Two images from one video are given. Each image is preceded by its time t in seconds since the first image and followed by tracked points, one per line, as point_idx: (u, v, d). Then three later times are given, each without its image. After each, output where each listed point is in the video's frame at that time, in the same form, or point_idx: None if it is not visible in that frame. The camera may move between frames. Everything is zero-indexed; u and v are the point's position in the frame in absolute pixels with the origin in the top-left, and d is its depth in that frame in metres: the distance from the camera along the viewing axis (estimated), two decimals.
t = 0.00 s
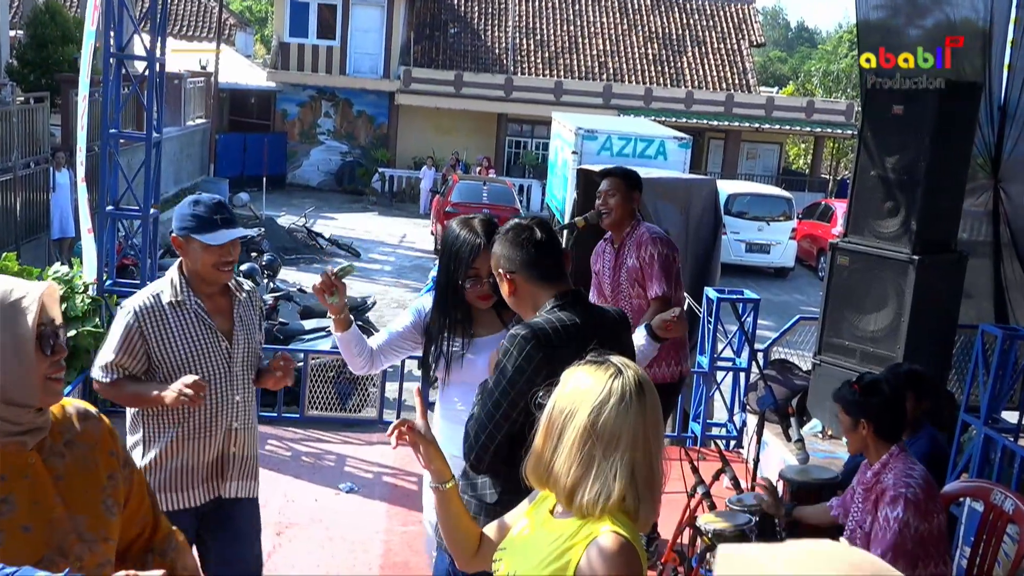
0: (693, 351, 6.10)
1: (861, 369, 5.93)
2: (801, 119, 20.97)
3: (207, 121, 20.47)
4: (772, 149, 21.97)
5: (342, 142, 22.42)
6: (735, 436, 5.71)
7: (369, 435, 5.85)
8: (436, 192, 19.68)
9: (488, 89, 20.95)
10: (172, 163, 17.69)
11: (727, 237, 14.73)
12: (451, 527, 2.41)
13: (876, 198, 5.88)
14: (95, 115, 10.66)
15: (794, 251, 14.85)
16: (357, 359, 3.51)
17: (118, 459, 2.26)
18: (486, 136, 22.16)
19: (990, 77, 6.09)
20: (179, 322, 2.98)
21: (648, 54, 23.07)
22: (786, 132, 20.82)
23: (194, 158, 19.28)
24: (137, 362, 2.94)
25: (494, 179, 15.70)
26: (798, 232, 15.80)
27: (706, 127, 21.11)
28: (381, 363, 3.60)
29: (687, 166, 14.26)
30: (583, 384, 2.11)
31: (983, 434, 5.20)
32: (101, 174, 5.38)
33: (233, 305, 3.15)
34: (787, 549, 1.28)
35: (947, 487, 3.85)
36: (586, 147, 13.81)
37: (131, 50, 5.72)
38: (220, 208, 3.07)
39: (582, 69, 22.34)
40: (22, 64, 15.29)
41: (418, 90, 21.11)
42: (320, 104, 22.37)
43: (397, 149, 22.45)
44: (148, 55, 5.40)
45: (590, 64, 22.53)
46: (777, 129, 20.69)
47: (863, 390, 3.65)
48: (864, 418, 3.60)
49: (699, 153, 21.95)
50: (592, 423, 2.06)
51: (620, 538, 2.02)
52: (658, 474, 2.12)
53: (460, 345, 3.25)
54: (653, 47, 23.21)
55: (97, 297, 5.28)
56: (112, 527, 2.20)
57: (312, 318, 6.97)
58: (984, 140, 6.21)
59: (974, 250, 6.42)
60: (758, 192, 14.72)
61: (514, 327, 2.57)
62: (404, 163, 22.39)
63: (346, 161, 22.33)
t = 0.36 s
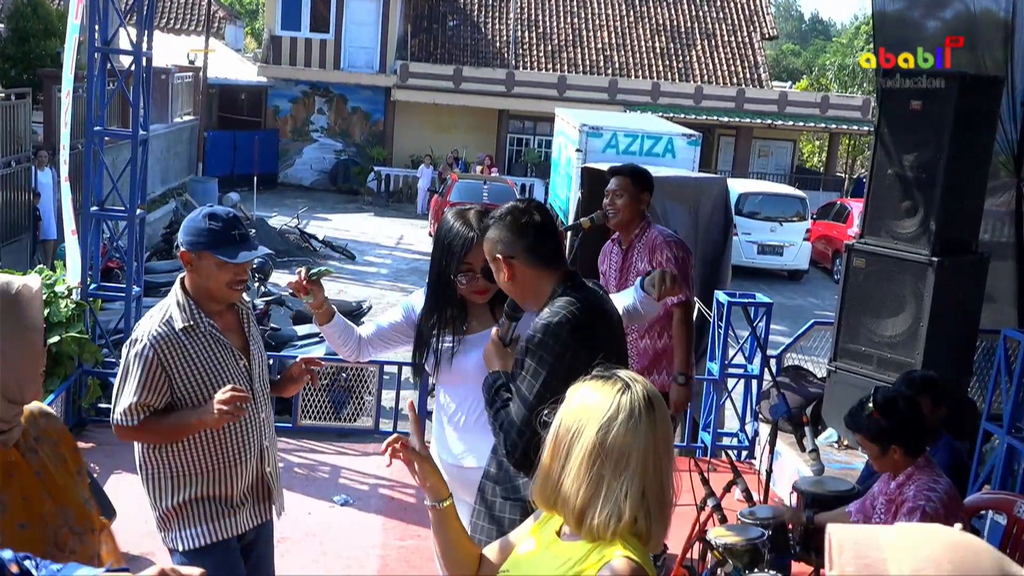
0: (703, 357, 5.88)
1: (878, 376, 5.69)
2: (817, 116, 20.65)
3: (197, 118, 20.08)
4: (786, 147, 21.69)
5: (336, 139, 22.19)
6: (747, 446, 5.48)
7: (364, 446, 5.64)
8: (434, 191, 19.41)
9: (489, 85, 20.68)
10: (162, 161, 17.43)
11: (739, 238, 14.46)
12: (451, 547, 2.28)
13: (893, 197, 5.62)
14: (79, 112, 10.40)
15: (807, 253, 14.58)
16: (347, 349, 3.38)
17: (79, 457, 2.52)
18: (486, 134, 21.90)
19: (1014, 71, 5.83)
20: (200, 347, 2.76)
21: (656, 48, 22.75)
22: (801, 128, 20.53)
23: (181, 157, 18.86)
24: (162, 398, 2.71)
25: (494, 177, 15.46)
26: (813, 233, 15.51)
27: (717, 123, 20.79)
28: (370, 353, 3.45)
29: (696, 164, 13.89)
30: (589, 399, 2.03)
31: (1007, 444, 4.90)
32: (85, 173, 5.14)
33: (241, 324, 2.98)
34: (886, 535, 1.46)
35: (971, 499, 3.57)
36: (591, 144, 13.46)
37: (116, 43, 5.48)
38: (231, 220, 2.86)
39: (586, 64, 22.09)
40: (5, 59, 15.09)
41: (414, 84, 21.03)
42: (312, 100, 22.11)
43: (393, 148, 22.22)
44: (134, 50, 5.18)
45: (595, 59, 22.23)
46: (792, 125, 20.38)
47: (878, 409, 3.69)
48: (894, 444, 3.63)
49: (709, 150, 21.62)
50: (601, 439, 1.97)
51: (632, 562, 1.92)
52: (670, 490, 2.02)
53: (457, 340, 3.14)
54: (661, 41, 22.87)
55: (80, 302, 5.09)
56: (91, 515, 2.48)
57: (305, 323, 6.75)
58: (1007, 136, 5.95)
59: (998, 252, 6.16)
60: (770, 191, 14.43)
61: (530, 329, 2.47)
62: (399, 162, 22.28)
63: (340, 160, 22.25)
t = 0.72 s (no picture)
0: (709, 364, 5.68)
1: (894, 384, 5.47)
2: (831, 113, 20.48)
3: (181, 114, 19.67)
4: (797, 145, 21.44)
5: (328, 138, 21.94)
6: (756, 457, 5.28)
7: (358, 458, 5.45)
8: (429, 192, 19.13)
9: (488, 81, 20.45)
10: (148, 160, 17.11)
11: (748, 241, 14.24)
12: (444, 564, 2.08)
13: (908, 198, 5.39)
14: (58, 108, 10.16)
15: (819, 256, 14.33)
16: (332, 351, 3.19)
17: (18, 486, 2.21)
18: (485, 132, 21.67)
19: None
20: (190, 363, 2.54)
21: (662, 42, 22.48)
22: (815, 126, 20.28)
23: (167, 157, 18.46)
24: (149, 423, 2.47)
25: (492, 177, 15.20)
26: (826, 235, 15.25)
27: (725, 120, 20.54)
28: (358, 359, 3.22)
29: (703, 163, 13.48)
30: (597, 417, 1.91)
31: None
32: (66, 173, 4.95)
33: (227, 336, 2.77)
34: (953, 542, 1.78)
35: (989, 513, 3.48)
36: (594, 142, 13.30)
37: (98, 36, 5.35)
38: (213, 224, 2.66)
39: (589, 59, 21.65)
40: None
41: (409, 80, 20.72)
42: (303, 97, 21.88)
43: (387, 146, 21.93)
44: (116, 43, 4.96)
45: (598, 53, 21.92)
46: (802, 123, 20.13)
47: (895, 432, 3.39)
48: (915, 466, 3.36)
49: (717, 148, 21.34)
50: (611, 460, 1.85)
51: None
52: (680, 513, 1.92)
53: (455, 358, 2.95)
54: (667, 35, 22.61)
55: (60, 308, 4.91)
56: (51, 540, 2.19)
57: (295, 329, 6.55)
58: None
59: (1016, 256, 5.94)
60: (781, 192, 14.17)
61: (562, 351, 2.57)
62: (394, 160, 22.01)
63: (332, 159, 21.94)
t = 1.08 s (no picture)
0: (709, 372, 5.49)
1: (902, 394, 5.27)
2: (838, 112, 20.25)
3: (160, 112, 19.37)
4: (802, 145, 21.26)
5: (313, 138, 21.72)
6: (758, 470, 5.09)
7: (344, 471, 5.26)
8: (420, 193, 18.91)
9: (482, 78, 20.26)
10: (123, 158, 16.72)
11: (751, 244, 14.04)
12: None
13: (917, 200, 5.18)
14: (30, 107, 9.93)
15: (825, 259, 14.12)
16: (314, 342, 2.99)
17: None
18: (478, 131, 21.49)
19: None
20: (170, 370, 2.40)
21: (661, 38, 22.26)
22: (820, 125, 20.08)
23: (142, 156, 18.06)
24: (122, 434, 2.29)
25: (484, 177, 14.99)
26: (832, 238, 15.04)
27: (727, 120, 20.34)
28: (335, 358, 3.05)
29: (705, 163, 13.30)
30: (592, 431, 1.80)
31: None
32: (40, 173, 4.76)
33: (205, 346, 2.64)
34: None
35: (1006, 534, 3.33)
36: (591, 142, 13.10)
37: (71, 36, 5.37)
38: (203, 226, 2.53)
39: (586, 57, 21.47)
40: None
41: (399, 78, 20.50)
42: (287, 95, 21.62)
43: (376, 146, 21.69)
44: (93, 40, 4.77)
45: (596, 50, 21.71)
46: (806, 122, 19.93)
47: (912, 442, 3.02)
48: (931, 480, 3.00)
49: (719, 148, 21.14)
50: (606, 476, 1.74)
51: None
52: (677, 537, 1.80)
53: (434, 357, 2.77)
54: (667, 31, 22.39)
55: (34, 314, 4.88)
56: None
57: (280, 338, 6.37)
58: None
59: None
60: (787, 195, 13.94)
61: (559, 357, 2.37)
62: (383, 160, 21.76)
63: (317, 159, 21.71)
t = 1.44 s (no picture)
0: (712, 372, 5.39)
1: (908, 394, 5.17)
2: (845, 106, 20.08)
3: (150, 107, 19.20)
4: (806, 140, 21.12)
5: (307, 133, 21.59)
6: (763, 472, 4.98)
7: (339, 474, 5.17)
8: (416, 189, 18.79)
9: (479, 72, 20.12)
10: (112, 154, 16.56)
11: (755, 241, 13.90)
12: None
13: (925, 196, 5.07)
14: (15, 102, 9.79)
15: (831, 257, 14.01)
16: (307, 343, 2.85)
17: None
18: (475, 125, 21.37)
19: None
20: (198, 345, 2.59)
21: (664, 31, 22.09)
22: (824, 119, 19.94)
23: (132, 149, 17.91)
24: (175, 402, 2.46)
25: (482, 174, 14.88)
26: (838, 235, 14.92)
27: (730, 114, 20.21)
28: (325, 355, 2.93)
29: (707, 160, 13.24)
30: (592, 439, 1.72)
31: None
32: (26, 170, 4.65)
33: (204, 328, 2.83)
34: None
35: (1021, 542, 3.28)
36: (592, 137, 12.97)
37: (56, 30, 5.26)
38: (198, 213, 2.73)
39: (585, 49, 21.33)
40: None
41: (394, 71, 20.36)
42: (280, 88, 21.48)
43: (371, 141, 21.57)
44: (81, 33, 4.65)
45: (595, 43, 21.55)
46: (811, 116, 19.78)
47: (920, 441, 2.88)
48: (943, 481, 2.87)
49: (722, 143, 21.01)
50: (608, 486, 1.67)
51: None
52: (681, 542, 1.75)
53: (423, 362, 2.67)
54: (669, 23, 22.22)
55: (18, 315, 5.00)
56: None
57: (273, 337, 6.26)
58: None
59: None
60: (792, 191, 13.85)
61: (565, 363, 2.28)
62: (378, 155, 21.61)
63: (311, 155, 21.60)
